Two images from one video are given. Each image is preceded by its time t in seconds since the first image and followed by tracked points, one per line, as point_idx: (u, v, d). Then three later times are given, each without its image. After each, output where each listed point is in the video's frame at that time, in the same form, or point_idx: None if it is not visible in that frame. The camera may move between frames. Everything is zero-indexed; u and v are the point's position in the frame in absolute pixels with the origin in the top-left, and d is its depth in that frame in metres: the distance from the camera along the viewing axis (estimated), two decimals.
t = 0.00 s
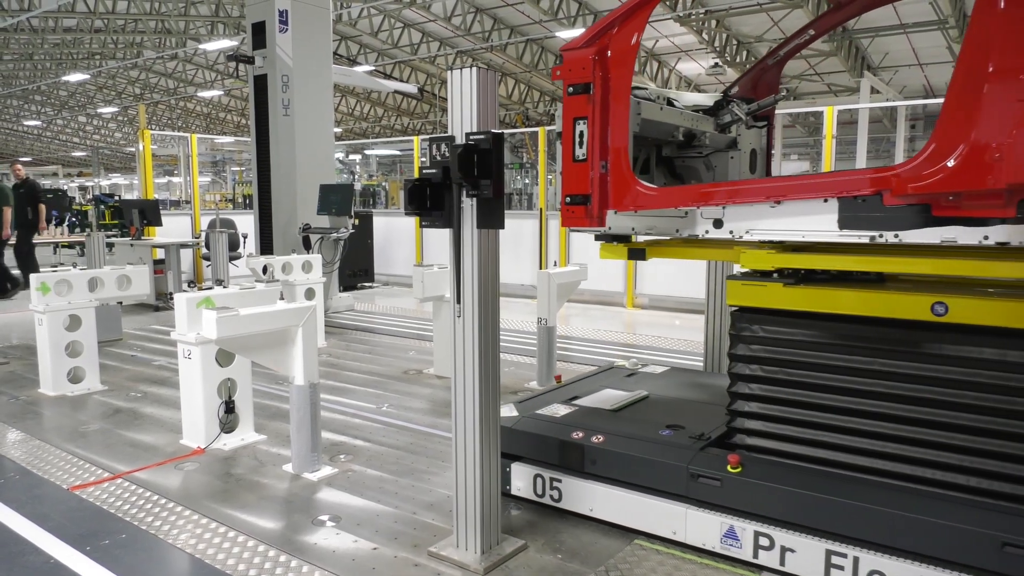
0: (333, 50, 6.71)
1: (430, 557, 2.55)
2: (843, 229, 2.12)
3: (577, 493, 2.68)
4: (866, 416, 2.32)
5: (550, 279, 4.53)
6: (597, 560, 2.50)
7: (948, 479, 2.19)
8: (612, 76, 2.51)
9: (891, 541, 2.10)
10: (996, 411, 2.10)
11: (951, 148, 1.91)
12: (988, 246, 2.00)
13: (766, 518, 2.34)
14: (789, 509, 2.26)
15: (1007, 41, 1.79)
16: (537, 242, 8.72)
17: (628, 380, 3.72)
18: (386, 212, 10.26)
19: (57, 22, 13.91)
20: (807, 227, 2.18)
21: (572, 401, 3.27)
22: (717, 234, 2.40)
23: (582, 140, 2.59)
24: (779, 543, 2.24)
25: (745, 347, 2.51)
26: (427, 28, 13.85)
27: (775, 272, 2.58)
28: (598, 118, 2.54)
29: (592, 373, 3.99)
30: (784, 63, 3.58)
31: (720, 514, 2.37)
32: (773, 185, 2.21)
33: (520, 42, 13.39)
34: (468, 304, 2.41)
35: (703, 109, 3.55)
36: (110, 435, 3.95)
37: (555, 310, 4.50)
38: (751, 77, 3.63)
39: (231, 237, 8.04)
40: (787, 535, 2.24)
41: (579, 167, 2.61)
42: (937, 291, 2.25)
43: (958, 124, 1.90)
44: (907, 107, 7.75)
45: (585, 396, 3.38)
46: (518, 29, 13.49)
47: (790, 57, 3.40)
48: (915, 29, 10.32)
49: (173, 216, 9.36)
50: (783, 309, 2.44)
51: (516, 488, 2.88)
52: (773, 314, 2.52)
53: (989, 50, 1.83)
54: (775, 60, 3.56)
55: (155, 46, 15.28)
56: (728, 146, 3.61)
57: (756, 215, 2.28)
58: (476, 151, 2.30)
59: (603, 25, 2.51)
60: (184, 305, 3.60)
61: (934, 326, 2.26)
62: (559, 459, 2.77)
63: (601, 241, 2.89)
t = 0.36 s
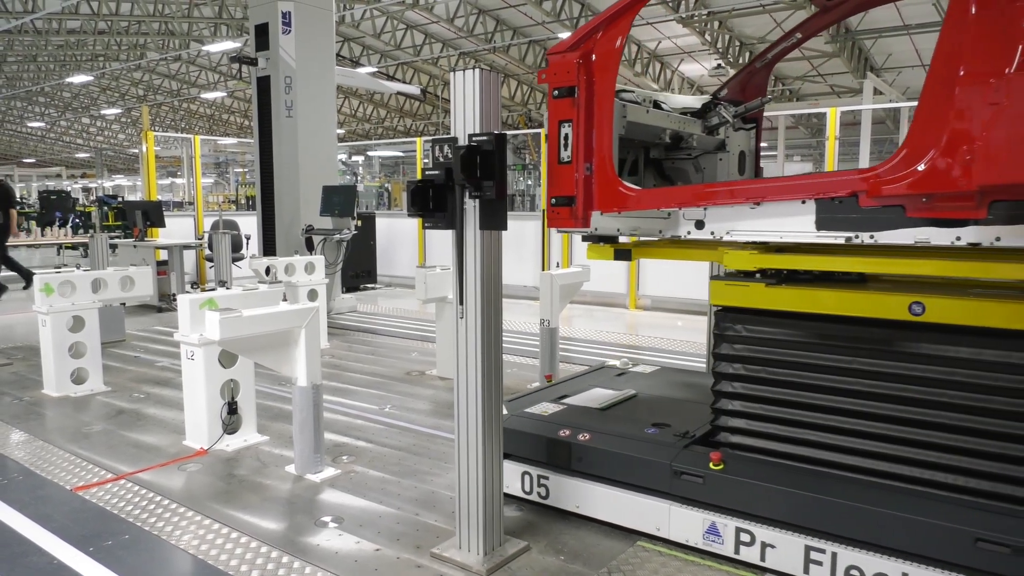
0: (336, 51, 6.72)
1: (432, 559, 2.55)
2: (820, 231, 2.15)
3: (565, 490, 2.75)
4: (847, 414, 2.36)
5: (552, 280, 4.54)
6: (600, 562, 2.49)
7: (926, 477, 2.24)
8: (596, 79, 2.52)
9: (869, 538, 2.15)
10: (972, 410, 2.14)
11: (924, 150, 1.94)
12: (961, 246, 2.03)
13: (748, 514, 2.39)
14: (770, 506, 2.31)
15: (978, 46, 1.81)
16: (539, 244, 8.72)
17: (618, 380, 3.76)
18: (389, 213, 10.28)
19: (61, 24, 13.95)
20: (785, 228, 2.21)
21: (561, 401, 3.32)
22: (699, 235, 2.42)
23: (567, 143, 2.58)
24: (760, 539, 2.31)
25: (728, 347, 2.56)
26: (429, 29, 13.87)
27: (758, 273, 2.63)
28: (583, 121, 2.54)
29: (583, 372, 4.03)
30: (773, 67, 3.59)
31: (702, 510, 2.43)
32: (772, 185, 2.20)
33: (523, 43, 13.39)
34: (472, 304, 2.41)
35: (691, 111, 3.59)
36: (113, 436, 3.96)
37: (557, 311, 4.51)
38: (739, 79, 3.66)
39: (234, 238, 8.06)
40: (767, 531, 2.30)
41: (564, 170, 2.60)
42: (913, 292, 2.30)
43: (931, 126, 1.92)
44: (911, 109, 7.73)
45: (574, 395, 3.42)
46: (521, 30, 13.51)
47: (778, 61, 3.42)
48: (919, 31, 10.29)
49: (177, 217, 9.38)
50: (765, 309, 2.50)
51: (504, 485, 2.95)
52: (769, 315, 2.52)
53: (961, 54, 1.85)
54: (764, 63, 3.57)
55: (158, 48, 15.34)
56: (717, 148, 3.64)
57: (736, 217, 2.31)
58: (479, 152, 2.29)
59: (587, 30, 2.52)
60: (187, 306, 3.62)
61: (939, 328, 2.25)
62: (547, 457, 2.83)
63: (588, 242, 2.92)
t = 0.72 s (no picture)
0: (338, 54, 6.72)
1: (434, 561, 2.55)
2: (797, 232, 2.17)
3: (551, 488, 2.79)
4: (828, 413, 2.41)
5: (554, 283, 4.56)
6: (602, 565, 2.49)
7: (904, 475, 2.28)
8: (580, 83, 2.51)
9: (846, 534, 2.18)
10: (948, 408, 2.20)
11: (895, 156, 1.96)
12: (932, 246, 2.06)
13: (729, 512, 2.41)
14: (751, 504, 2.33)
15: (947, 53, 1.84)
16: (541, 246, 8.74)
17: (606, 380, 3.77)
18: (390, 216, 10.31)
19: (63, 26, 13.96)
20: (763, 231, 2.23)
21: (549, 400, 3.33)
22: (681, 238, 2.42)
23: (551, 146, 2.56)
24: (740, 536, 2.34)
25: (712, 347, 2.60)
26: (431, 32, 13.89)
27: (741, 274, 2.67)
28: (567, 124, 2.52)
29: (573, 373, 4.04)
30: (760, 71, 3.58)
31: (683, 508, 2.47)
32: (761, 187, 2.19)
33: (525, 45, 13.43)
34: (473, 308, 2.41)
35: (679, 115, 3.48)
36: (115, 438, 3.97)
37: (559, 313, 4.51)
38: (727, 83, 3.63)
39: (236, 240, 8.07)
40: (747, 528, 2.33)
41: (548, 172, 2.57)
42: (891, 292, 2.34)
43: (903, 132, 1.95)
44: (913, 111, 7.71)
45: (563, 395, 3.43)
46: (523, 33, 13.52)
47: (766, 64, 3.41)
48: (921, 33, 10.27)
49: (179, 219, 9.40)
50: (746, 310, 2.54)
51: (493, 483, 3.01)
52: (763, 316, 2.53)
53: (930, 61, 1.88)
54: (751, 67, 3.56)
55: (161, 50, 15.36)
56: (705, 151, 3.64)
57: (716, 219, 2.32)
58: (481, 155, 2.29)
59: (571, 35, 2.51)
60: (189, 309, 3.64)
61: (941, 331, 2.25)
62: (533, 455, 2.85)
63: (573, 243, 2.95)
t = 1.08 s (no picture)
0: (340, 58, 6.73)
1: (436, 565, 2.55)
2: (775, 236, 2.18)
3: (538, 488, 2.83)
4: (809, 414, 2.42)
5: (556, 286, 4.57)
6: (604, 569, 2.48)
7: (884, 475, 2.28)
8: (565, 90, 2.52)
9: (823, 532, 2.20)
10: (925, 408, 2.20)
11: (867, 163, 1.97)
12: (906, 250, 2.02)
13: (712, 511, 2.44)
14: (732, 503, 2.36)
15: (917, 60, 1.84)
16: (543, 251, 8.74)
17: (594, 382, 3.79)
18: (393, 219, 10.32)
19: (67, 31, 14.01)
20: (743, 235, 2.24)
21: (538, 402, 3.36)
22: (663, 241, 2.44)
23: (536, 152, 2.53)
24: (721, 535, 2.38)
25: (695, 348, 2.61)
26: (433, 36, 13.93)
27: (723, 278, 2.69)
28: (552, 130, 2.52)
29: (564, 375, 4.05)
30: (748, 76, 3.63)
31: (665, 507, 2.51)
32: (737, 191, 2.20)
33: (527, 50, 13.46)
34: (476, 311, 2.40)
35: (667, 120, 3.57)
36: (118, 442, 3.97)
37: (562, 317, 4.50)
38: (716, 87, 3.65)
39: (238, 244, 8.09)
40: (729, 527, 2.37)
41: (533, 178, 2.54)
42: (869, 294, 2.36)
43: (876, 138, 1.95)
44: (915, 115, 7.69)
45: (551, 396, 3.46)
46: (525, 37, 13.54)
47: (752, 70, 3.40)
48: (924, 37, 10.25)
49: (182, 223, 9.42)
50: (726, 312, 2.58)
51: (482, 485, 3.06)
52: (764, 321, 2.52)
53: (902, 68, 1.88)
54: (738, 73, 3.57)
55: (165, 55, 15.44)
56: (694, 155, 3.69)
57: (698, 222, 2.33)
58: (483, 159, 2.29)
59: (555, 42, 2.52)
60: (192, 313, 3.64)
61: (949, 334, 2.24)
62: (520, 455, 2.89)
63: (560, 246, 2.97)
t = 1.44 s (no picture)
0: (345, 62, 6.74)
1: (440, 569, 2.54)
2: (755, 240, 2.21)
3: (528, 487, 2.87)
4: (792, 415, 2.44)
5: (560, 291, 4.56)
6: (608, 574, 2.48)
7: (865, 475, 2.30)
8: (552, 95, 2.55)
9: (804, 531, 2.24)
10: (906, 409, 2.22)
11: (842, 170, 2.03)
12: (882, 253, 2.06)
13: (697, 511, 2.47)
14: (716, 503, 2.39)
15: (892, 67, 1.90)
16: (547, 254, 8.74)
17: (586, 383, 3.83)
18: (397, 223, 10.34)
19: (73, 36, 14.06)
20: (723, 238, 2.27)
21: (528, 403, 3.40)
22: (647, 244, 2.47)
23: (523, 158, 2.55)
24: (705, 534, 2.41)
25: (681, 350, 2.64)
26: (438, 40, 13.96)
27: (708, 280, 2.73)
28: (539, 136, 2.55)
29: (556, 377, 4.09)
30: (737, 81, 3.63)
31: (652, 506, 2.54)
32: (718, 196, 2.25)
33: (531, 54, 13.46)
34: (480, 315, 2.40)
35: (657, 125, 3.65)
36: (122, 445, 3.97)
37: (565, 321, 4.50)
38: (706, 93, 3.66)
39: (243, 248, 8.10)
40: (713, 526, 2.40)
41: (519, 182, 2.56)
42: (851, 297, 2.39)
43: (854, 143, 2.01)
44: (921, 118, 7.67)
45: (542, 398, 3.50)
46: (529, 41, 13.55)
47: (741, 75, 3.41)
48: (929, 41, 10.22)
49: (187, 227, 9.44)
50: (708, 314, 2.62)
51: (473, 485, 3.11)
52: (769, 324, 2.52)
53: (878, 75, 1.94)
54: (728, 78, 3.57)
55: (170, 59, 15.49)
56: (684, 159, 3.70)
57: (680, 226, 2.37)
58: (487, 163, 2.28)
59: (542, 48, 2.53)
60: (197, 316, 3.64)
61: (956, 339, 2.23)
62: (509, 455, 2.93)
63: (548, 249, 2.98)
